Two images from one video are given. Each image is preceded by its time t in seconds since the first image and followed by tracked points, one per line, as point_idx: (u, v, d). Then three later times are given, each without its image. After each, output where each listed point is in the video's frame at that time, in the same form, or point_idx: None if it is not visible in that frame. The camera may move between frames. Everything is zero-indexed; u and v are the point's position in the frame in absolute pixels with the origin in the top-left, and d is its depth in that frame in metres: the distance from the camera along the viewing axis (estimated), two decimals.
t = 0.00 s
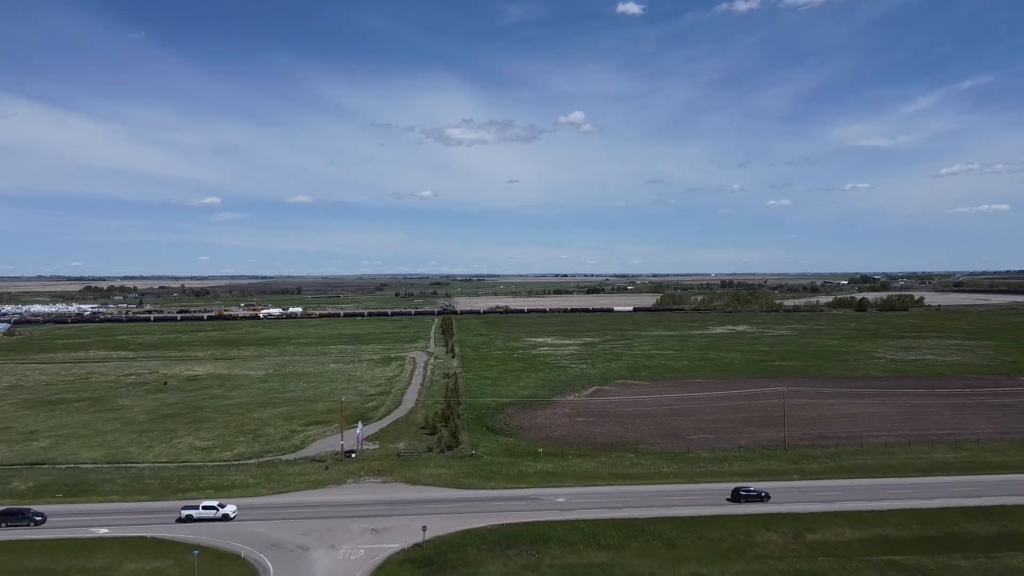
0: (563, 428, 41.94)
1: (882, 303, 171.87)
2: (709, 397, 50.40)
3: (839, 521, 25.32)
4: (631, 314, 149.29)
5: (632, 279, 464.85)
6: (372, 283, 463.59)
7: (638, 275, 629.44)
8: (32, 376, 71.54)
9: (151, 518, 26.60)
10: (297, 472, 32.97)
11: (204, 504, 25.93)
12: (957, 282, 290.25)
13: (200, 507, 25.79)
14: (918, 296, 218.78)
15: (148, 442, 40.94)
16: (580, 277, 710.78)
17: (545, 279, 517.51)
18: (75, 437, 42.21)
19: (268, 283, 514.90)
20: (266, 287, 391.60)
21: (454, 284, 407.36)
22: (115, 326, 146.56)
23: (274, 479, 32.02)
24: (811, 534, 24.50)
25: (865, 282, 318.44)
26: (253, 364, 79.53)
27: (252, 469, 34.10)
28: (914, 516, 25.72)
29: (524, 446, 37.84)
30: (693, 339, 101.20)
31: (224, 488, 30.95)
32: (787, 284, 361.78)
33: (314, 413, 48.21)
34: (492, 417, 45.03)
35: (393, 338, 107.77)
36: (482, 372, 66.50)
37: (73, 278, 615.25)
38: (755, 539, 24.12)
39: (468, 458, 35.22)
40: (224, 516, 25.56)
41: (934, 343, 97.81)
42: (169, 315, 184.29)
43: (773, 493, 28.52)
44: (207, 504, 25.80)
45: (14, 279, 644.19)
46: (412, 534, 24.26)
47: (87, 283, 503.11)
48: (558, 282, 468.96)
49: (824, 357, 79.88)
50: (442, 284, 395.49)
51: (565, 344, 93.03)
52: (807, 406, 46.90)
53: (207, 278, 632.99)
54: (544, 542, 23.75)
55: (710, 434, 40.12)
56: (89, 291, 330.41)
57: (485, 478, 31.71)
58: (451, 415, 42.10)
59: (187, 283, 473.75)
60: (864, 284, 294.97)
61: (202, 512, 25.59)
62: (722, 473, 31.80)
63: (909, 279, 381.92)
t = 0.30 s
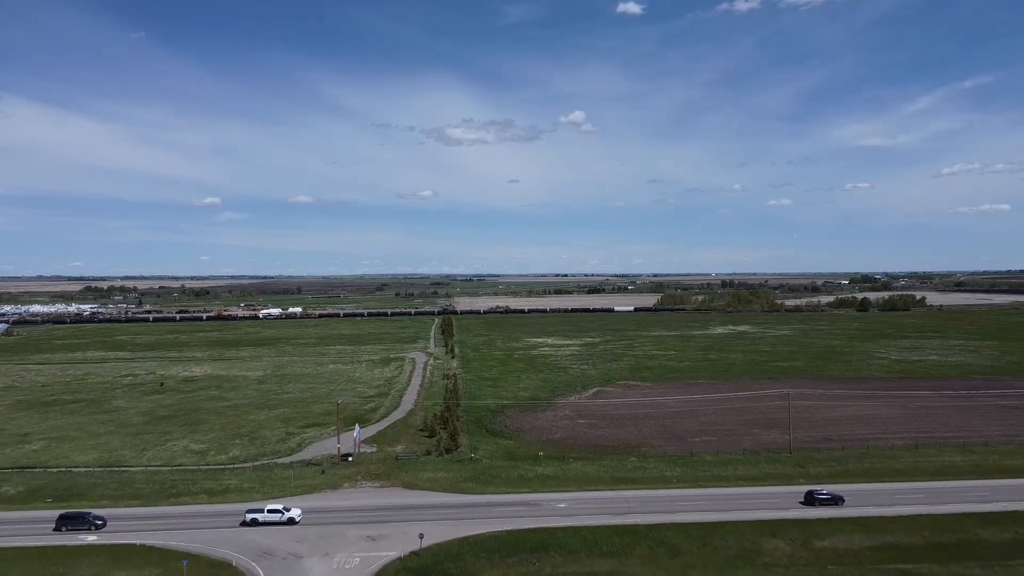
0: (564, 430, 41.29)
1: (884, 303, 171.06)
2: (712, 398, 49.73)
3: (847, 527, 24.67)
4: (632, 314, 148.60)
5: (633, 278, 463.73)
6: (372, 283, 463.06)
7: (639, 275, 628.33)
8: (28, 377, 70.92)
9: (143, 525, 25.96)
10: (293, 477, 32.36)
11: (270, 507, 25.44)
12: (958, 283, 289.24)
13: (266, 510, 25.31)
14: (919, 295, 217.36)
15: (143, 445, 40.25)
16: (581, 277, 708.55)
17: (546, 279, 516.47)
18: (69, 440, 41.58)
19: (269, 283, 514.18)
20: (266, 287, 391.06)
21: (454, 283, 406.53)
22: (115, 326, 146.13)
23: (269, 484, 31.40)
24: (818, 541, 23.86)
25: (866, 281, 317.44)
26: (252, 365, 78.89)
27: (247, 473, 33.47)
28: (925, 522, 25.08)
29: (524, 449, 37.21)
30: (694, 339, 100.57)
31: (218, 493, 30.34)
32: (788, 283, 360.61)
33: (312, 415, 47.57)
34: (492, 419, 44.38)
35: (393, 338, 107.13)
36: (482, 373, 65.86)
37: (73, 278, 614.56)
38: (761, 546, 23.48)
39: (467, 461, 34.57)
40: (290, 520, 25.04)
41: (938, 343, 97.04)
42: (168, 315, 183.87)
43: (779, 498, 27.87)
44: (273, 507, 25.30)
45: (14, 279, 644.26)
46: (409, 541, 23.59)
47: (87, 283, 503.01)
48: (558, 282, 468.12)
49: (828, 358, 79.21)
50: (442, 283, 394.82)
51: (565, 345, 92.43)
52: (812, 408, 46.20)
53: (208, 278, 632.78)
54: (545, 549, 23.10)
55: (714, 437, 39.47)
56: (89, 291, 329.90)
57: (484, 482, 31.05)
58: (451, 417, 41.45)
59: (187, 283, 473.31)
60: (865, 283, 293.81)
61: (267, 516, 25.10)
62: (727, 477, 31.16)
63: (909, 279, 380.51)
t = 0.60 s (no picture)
0: (565, 432, 40.62)
1: (886, 303, 170.38)
2: (715, 400, 49.01)
3: (856, 535, 23.96)
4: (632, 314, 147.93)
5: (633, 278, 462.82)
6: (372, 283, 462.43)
7: (640, 275, 626.01)
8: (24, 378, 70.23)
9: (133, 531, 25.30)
10: (288, 481, 31.69)
11: (336, 511, 24.76)
12: (960, 283, 288.79)
13: (333, 514, 24.62)
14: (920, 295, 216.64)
15: (137, 448, 39.54)
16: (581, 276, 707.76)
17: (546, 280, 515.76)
18: (61, 442, 40.90)
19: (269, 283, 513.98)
20: (266, 287, 390.21)
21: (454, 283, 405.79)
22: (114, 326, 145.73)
23: (264, 488, 30.72)
24: (827, 549, 23.15)
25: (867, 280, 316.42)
26: (250, 365, 78.26)
27: (242, 477, 32.80)
28: (936, 529, 24.38)
29: (525, 452, 36.53)
30: (696, 339, 100.02)
31: (211, 498, 29.67)
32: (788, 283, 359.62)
33: (309, 417, 46.87)
34: (492, 421, 43.70)
35: (392, 338, 106.44)
36: (482, 374, 65.07)
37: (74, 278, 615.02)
38: (768, 554, 22.78)
39: (466, 465, 33.88)
40: (358, 524, 24.35)
41: (941, 343, 96.32)
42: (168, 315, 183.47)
43: (785, 504, 27.17)
44: (340, 511, 24.66)
45: (15, 279, 644.00)
46: (406, 549, 22.83)
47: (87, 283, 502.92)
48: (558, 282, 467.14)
49: (831, 358, 78.50)
50: (442, 283, 394.12)
51: (566, 345, 91.79)
52: (817, 410, 45.51)
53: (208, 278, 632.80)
54: (546, 558, 22.39)
55: (717, 439, 38.78)
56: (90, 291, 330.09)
57: (483, 487, 30.37)
58: (450, 419, 40.78)
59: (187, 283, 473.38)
60: (865, 283, 293.00)
61: (334, 519, 24.42)
62: (731, 481, 30.45)
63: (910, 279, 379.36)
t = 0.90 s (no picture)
0: (566, 435, 39.95)
1: (887, 303, 169.54)
2: (718, 402, 48.31)
3: (866, 542, 23.28)
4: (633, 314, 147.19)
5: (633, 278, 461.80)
6: (372, 283, 461.58)
7: (641, 275, 625.11)
8: (20, 379, 69.58)
9: (123, 538, 24.70)
10: (283, 486, 31.06)
11: (406, 515, 24.32)
12: (963, 283, 287.32)
13: (402, 519, 24.17)
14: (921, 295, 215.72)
15: (130, 451, 38.94)
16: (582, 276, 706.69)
17: (547, 280, 515.01)
18: (53, 445, 40.28)
19: (270, 283, 513.52)
20: (266, 287, 389.92)
21: (454, 283, 404.75)
22: (113, 326, 145.28)
23: (258, 493, 30.08)
24: (835, 557, 22.45)
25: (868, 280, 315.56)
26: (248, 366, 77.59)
27: (236, 482, 32.21)
28: (948, 536, 23.67)
29: (525, 455, 35.89)
30: (698, 340, 99.35)
31: (203, 503, 29.02)
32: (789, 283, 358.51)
33: (305, 420, 46.21)
34: (491, 424, 43.03)
35: (392, 339, 105.75)
36: (482, 375, 64.40)
37: (74, 278, 614.66)
38: (775, 563, 22.09)
39: (465, 469, 33.21)
40: (429, 529, 23.89)
41: (945, 344, 95.52)
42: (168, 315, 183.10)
43: (792, 510, 26.48)
44: (410, 515, 24.20)
45: (15, 279, 643.86)
46: (402, 558, 22.13)
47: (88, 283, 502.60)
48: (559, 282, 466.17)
49: (834, 359, 77.75)
50: (442, 283, 393.18)
51: (567, 345, 91.15)
52: (821, 412, 44.79)
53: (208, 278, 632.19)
54: (545, 566, 21.71)
55: (721, 442, 38.12)
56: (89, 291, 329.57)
57: (482, 492, 29.70)
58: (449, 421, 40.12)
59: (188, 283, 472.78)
60: (866, 284, 292.07)
61: (405, 524, 23.98)
62: (735, 486, 29.78)
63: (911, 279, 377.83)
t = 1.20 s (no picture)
0: (567, 438, 39.27)
1: (889, 303, 168.86)
2: (721, 404, 47.57)
3: (876, 551, 22.57)
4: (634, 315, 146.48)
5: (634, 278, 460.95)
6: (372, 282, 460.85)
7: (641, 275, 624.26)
8: (16, 380, 68.92)
9: (114, 546, 24.07)
10: (277, 491, 30.41)
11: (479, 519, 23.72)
12: (965, 284, 285.76)
13: (476, 523, 23.56)
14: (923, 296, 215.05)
15: (123, 454, 38.32)
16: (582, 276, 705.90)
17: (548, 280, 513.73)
18: (45, 448, 39.65)
19: (270, 282, 512.57)
20: (265, 287, 389.11)
21: (454, 283, 404.00)
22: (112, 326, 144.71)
23: (252, 499, 29.45)
24: (844, 567, 21.76)
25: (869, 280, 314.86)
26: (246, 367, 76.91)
27: (229, 487, 31.56)
28: (961, 544, 22.96)
29: (525, 459, 35.22)
30: (699, 340, 98.74)
31: (195, 510, 28.39)
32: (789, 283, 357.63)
33: (302, 422, 45.57)
34: (491, 426, 42.35)
35: (391, 339, 105.12)
36: (482, 376, 63.61)
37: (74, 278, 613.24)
38: (783, 572, 21.38)
39: (463, 473, 32.55)
40: (504, 533, 23.37)
41: (949, 344, 94.85)
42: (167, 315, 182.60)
43: (798, 517, 25.75)
44: (484, 520, 23.60)
45: (15, 279, 643.83)
46: (398, 568, 21.47)
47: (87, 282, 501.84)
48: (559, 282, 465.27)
49: (837, 359, 77.00)
50: (442, 283, 392.65)
51: (567, 346, 90.51)
52: (827, 415, 44.02)
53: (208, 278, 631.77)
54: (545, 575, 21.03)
55: (724, 445, 37.42)
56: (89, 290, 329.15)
57: (481, 498, 28.99)
58: (448, 424, 39.43)
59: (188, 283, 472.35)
60: (867, 284, 291.40)
61: (480, 528, 23.39)
62: (740, 491, 29.08)
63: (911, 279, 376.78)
